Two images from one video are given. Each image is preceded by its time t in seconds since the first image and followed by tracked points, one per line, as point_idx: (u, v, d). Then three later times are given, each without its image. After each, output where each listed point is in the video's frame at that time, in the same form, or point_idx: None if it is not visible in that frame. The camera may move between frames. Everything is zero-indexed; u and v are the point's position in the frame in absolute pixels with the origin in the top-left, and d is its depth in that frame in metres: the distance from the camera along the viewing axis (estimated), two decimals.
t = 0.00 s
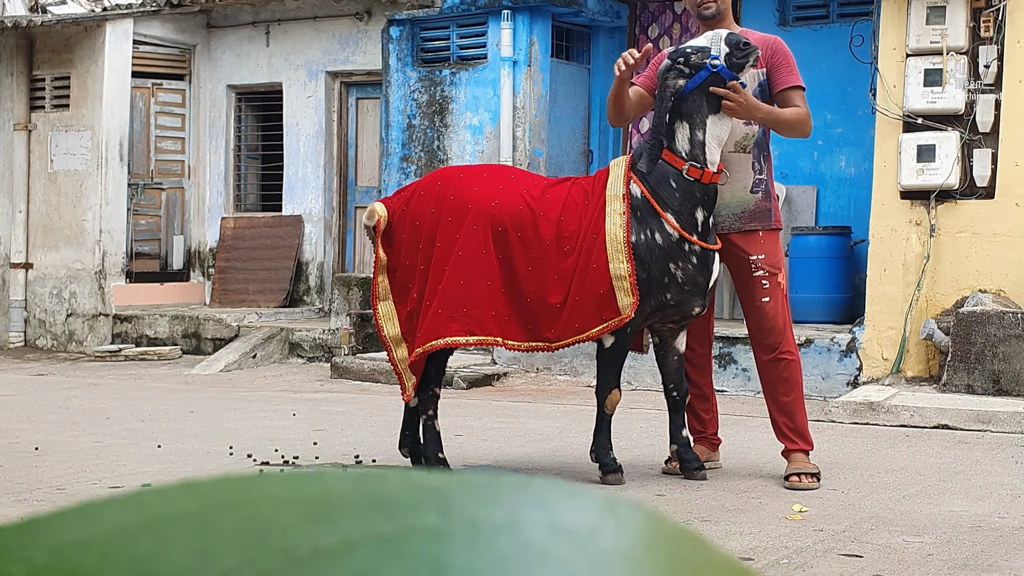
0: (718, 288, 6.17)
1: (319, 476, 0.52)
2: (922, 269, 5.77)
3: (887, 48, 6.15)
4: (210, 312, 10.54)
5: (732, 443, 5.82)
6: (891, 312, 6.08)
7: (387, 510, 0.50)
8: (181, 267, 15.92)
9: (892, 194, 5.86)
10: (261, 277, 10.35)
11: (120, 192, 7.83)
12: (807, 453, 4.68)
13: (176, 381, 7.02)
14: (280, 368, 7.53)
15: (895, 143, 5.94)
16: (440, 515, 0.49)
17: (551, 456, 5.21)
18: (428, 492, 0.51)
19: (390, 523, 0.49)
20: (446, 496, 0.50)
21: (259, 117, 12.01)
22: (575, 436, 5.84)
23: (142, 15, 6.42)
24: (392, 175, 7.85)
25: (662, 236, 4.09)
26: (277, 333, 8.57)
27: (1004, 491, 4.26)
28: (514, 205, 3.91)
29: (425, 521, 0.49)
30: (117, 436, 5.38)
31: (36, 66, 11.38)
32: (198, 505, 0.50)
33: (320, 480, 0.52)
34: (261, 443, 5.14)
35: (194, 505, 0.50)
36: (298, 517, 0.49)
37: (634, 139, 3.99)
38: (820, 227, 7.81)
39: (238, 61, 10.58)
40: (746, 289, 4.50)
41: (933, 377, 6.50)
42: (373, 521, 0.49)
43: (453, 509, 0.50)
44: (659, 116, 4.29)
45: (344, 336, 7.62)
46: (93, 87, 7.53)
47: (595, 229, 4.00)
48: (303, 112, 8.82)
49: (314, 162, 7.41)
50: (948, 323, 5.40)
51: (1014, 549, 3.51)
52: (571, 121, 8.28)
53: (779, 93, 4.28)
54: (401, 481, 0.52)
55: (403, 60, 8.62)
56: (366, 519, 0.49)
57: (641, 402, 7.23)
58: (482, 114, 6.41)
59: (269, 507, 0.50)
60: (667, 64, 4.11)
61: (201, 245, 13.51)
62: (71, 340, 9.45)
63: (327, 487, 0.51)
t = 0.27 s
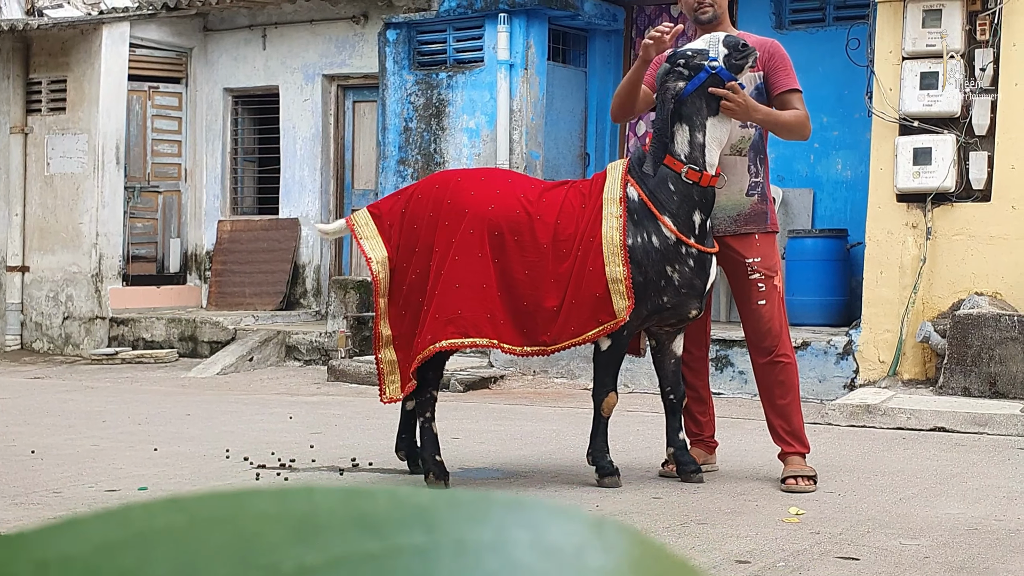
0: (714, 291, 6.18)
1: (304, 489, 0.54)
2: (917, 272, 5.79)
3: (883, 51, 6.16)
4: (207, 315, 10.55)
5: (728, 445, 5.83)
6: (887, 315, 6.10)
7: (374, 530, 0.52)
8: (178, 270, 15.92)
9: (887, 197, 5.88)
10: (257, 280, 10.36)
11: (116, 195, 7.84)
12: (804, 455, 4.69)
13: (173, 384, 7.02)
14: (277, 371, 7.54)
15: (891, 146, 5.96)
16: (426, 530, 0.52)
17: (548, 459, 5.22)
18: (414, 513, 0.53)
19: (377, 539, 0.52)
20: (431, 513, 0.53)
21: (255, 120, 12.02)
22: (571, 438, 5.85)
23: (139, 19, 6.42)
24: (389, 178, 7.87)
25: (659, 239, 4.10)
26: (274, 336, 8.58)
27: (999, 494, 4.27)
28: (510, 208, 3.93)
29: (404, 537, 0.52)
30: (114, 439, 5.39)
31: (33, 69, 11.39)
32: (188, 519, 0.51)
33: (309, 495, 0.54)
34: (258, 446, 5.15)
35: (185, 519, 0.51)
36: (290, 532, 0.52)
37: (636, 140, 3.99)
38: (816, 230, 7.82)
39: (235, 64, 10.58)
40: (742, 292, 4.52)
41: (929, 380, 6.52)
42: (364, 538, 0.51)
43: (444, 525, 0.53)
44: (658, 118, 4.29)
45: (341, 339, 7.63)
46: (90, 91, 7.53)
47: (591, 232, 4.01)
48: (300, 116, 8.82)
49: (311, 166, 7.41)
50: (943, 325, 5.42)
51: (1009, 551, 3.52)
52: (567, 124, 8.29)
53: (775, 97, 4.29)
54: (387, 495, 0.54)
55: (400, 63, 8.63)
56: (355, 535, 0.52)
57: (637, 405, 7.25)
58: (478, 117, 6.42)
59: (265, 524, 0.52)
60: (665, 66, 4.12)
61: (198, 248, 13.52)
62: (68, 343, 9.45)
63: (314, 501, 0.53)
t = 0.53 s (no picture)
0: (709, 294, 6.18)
1: (298, 507, 0.51)
2: (912, 275, 5.79)
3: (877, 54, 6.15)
4: (200, 318, 10.53)
5: (722, 448, 5.82)
6: (881, 318, 6.11)
7: (365, 554, 0.48)
8: (173, 273, 15.91)
9: (882, 200, 5.87)
10: (252, 283, 10.34)
11: (111, 198, 7.83)
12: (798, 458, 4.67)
13: (168, 387, 7.01)
14: (271, 374, 7.53)
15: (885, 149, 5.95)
16: (418, 554, 0.48)
17: (542, 462, 5.21)
18: (409, 533, 0.49)
19: (367, 563, 0.48)
20: (424, 535, 0.49)
21: (250, 123, 12.01)
22: (566, 441, 5.84)
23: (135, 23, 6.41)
24: (383, 180, 7.86)
25: (655, 242, 4.09)
26: (268, 339, 8.57)
27: (993, 497, 4.27)
28: (505, 212, 3.95)
29: (402, 562, 0.48)
30: (108, 442, 5.37)
31: (28, 72, 11.38)
32: (175, 541, 0.49)
33: (298, 513, 0.50)
34: (252, 450, 5.13)
35: (172, 540, 0.49)
36: (278, 556, 0.48)
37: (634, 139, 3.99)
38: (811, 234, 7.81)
39: (231, 67, 10.57)
40: (736, 296, 4.52)
41: (924, 382, 6.52)
42: (356, 563, 0.48)
43: (435, 553, 0.48)
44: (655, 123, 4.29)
45: (335, 343, 7.62)
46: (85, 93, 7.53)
47: (586, 235, 4.01)
48: (296, 119, 8.83)
49: (305, 168, 7.40)
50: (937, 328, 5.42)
51: (1004, 554, 3.52)
52: (562, 127, 8.29)
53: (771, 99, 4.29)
54: (380, 514, 0.50)
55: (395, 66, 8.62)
56: (345, 560, 0.48)
57: (632, 408, 7.24)
58: (473, 120, 6.42)
59: (252, 548, 0.48)
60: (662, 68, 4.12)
61: (193, 251, 13.51)
62: (62, 346, 9.44)
63: (303, 520, 0.50)
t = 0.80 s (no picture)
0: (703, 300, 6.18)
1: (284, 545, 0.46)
2: (906, 280, 5.79)
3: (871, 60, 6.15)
4: (193, 323, 10.52)
5: (716, 454, 5.82)
6: (874, 323, 6.11)
7: None
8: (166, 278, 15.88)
9: (875, 206, 5.87)
10: (245, 288, 10.34)
11: (103, 203, 7.82)
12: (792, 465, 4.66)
13: (161, 393, 7.00)
14: (265, 379, 7.52)
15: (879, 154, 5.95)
16: None
17: (536, 468, 5.20)
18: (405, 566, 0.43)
19: None
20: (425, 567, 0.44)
21: (243, 127, 12.00)
22: (560, 447, 5.83)
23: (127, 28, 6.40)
24: (376, 185, 7.85)
25: (650, 248, 4.08)
26: (262, 344, 8.56)
27: (988, 503, 4.27)
28: (498, 217, 3.97)
29: None
30: (100, 448, 5.36)
31: (22, 77, 11.36)
32: None
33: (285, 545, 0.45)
34: (245, 456, 5.12)
35: None
36: None
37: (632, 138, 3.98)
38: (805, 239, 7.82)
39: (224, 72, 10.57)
40: (730, 301, 4.51)
41: (917, 388, 6.52)
42: None
43: None
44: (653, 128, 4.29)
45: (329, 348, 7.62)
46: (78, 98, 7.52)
47: (581, 241, 4.01)
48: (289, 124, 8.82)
49: (299, 173, 7.40)
50: (931, 333, 5.42)
51: (997, 561, 3.52)
52: (555, 132, 8.30)
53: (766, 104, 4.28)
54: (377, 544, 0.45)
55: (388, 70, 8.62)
56: None
57: (626, 414, 7.24)
58: (466, 125, 6.41)
59: None
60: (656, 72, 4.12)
61: (187, 255, 13.51)
62: (54, 351, 9.43)
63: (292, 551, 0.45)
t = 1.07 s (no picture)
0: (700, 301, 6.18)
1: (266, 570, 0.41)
2: (902, 281, 5.78)
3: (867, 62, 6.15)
4: (190, 324, 10.53)
5: (713, 456, 5.82)
6: (871, 325, 6.11)
7: None
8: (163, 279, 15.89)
9: (871, 208, 5.87)
10: (242, 289, 10.34)
11: (100, 204, 7.82)
12: (789, 467, 4.65)
13: (158, 395, 7.00)
14: (262, 381, 7.52)
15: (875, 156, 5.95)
16: None
17: (532, 470, 5.20)
18: None
19: None
20: None
21: (240, 129, 12.01)
22: (557, 449, 5.83)
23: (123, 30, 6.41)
24: (373, 187, 7.86)
25: (647, 250, 4.05)
26: (258, 346, 8.56)
27: (984, 505, 4.26)
28: (492, 218, 3.98)
29: None
30: (97, 449, 5.36)
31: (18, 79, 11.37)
32: None
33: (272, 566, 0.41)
34: (241, 458, 5.12)
35: None
36: None
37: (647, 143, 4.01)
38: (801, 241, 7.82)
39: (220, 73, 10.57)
40: (727, 303, 4.51)
41: (913, 389, 6.52)
42: None
43: None
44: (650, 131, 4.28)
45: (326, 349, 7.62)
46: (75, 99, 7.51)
47: (578, 242, 4.00)
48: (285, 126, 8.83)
49: (295, 174, 7.40)
50: (927, 335, 5.42)
51: (993, 562, 3.53)
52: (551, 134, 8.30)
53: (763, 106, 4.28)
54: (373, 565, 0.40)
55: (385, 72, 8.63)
56: None
57: (623, 416, 7.24)
58: (462, 126, 6.41)
59: None
60: (652, 74, 4.13)
61: (184, 256, 13.52)
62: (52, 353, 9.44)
63: None
